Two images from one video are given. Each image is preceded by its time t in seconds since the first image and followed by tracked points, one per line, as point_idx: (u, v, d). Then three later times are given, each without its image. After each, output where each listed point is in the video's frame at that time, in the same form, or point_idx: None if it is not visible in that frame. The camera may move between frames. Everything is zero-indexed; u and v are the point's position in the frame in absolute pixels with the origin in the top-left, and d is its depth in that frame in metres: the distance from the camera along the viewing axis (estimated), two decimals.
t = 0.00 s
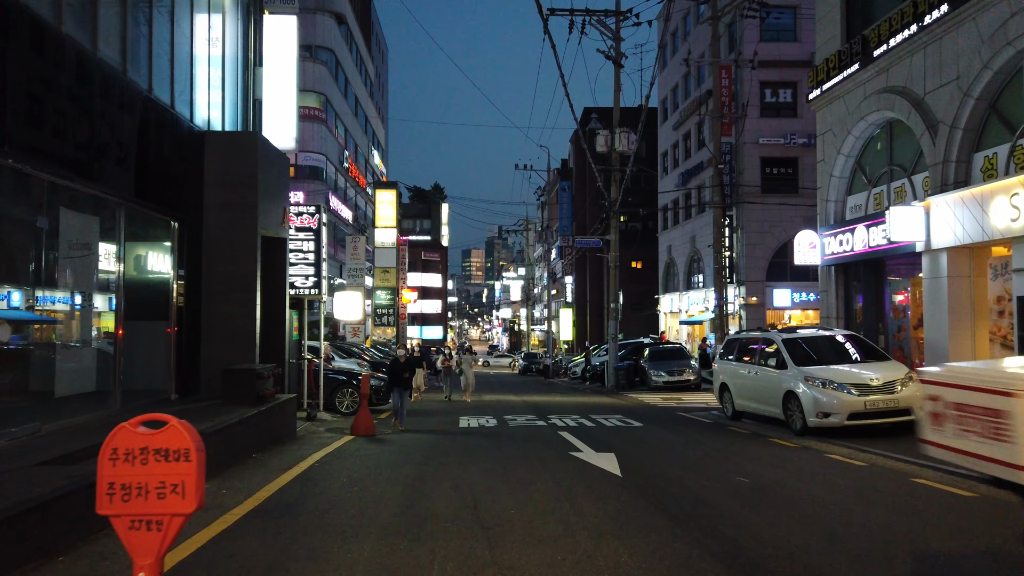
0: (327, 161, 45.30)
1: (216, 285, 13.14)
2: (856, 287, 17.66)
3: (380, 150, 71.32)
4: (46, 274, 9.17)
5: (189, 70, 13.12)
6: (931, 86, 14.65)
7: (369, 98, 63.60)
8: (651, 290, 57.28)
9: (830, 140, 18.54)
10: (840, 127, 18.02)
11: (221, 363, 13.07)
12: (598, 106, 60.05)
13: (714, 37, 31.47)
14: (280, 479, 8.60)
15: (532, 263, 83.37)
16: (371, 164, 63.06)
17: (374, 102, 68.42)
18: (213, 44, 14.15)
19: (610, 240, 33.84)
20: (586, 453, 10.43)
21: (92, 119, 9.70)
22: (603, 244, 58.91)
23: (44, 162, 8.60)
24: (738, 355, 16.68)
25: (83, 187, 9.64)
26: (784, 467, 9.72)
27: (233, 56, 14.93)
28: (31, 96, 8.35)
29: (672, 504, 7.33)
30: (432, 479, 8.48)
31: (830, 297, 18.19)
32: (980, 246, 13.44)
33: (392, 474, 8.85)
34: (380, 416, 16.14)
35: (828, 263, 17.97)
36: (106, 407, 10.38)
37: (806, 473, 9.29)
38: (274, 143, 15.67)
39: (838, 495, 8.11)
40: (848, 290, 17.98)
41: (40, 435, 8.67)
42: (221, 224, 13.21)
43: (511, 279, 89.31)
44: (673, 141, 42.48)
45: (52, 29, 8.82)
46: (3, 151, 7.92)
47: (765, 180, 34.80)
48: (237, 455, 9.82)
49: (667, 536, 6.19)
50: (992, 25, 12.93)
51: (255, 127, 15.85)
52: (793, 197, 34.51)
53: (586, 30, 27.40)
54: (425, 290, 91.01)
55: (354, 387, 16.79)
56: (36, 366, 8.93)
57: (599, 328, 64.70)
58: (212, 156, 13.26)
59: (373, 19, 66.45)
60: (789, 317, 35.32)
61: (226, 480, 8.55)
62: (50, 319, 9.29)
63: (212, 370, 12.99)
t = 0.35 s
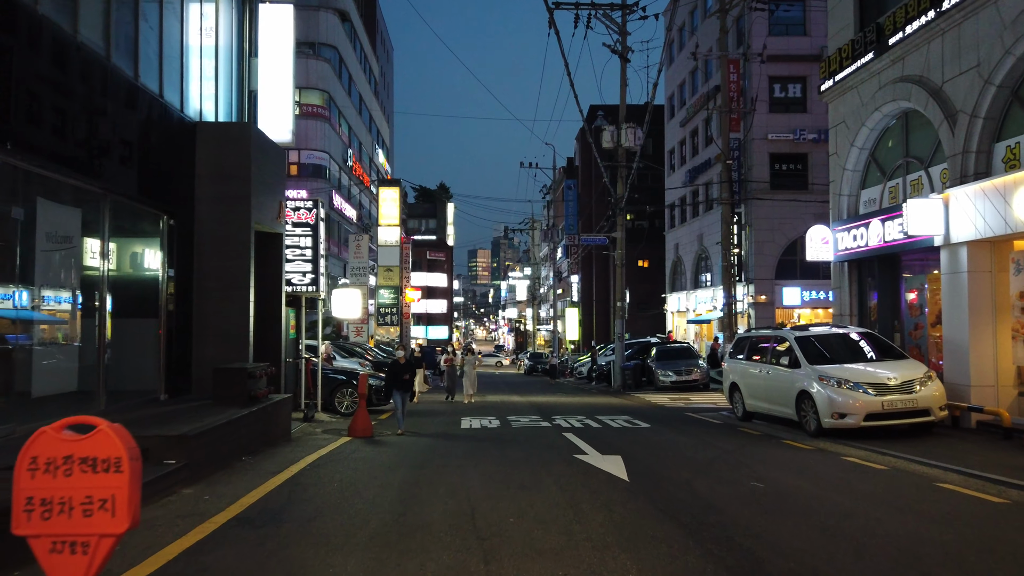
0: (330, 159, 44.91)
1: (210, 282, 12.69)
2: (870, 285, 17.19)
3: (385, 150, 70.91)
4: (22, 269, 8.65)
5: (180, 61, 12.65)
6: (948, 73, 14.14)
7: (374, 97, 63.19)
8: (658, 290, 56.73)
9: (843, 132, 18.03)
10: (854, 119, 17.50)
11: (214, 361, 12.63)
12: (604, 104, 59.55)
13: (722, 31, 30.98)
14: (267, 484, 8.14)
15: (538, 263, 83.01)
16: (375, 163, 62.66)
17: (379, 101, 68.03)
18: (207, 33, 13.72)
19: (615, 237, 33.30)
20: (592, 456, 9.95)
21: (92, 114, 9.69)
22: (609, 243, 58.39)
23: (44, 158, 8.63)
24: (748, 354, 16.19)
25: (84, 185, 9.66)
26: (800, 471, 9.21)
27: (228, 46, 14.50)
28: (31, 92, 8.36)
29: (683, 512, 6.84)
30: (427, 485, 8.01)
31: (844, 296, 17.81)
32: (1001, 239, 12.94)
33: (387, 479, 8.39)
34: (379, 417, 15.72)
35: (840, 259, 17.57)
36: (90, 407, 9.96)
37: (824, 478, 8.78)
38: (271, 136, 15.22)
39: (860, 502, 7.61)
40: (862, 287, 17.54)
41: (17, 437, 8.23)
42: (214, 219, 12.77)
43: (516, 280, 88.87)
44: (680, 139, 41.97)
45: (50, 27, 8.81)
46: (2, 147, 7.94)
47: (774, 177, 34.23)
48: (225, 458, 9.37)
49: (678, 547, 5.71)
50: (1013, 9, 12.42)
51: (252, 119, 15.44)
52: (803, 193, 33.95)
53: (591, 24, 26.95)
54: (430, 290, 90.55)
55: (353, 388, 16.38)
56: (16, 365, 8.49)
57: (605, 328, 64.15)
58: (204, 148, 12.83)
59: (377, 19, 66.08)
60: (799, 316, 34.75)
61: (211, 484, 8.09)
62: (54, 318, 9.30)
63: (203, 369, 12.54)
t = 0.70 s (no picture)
0: (335, 158, 44.51)
1: (206, 281, 12.27)
2: (887, 284, 16.69)
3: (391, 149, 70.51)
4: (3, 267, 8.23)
5: (175, 54, 12.19)
6: (970, 65, 13.62)
7: (379, 96, 62.78)
8: (666, 289, 56.17)
9: (859, 126, 17.47)
10: (870, 113, 16.96)
11: (209, 363, 12.21)
12: (610, 102, 58.99)
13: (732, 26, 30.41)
14: (259, 495, 7.69)
15: (544, 262, 82.51)
16: (381, 162, 62.29)
17: (384, 100, 67.62)
18: (204, 26, 13.27)
19: (623, 236, 32.77)
20: (602, 464, 9.48)
21: (92, 112, 9.59)
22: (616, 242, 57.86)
23: (44, 157, 8.58)
24: (761, 355, 15.67)
25: (83, 184, 9.58)
26: (823, 480, 8.68)
27: (225, 39, 14.05)
28: (29, 91, 8.25)
29: (703, 529, 6.33)
30: (427, 496, 7.55)
31: (859, 295, 17.31)
32: None
33: (385, 489, 7.90)
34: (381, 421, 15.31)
35: (856, 258, 17.07)
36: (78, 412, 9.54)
37: (850, 489, 8.24)
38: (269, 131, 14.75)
39: (891, 516, 7.08)
40: (879, 287, 17.02)
41: None
42: (209, 217, 12.34)
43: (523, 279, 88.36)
44: (688, 136, 41.43)
45: (48, 24, 8.67)
46: (3, 147, 7.90)
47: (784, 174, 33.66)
48: (217, 466, 8.93)
49: (700, 570, 5.22)
50: None
51: (250, 114, 15.00)
52: (814, 191, 33.38)
53: (599, 19, 26.42)
54: (436, 290, 90.10)
55: (356, 390, 16.02)
56: None
57: (613, 328, 63.60)
58: (199, 144, 12.39)
59: (383, 18, 65.69)
60: (809, 316, 34.17)
61: (200, 496, 7.63)
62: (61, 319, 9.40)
63: (198, 371, 12.11)
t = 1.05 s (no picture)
0: (339, 156, 44.16)
1: (199, 279, 11.86)
2: (904, 283, 16.16)
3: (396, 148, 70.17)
4: None
5: (167, 46, 11.74)
6: (992, 56, 13.10)
7: (385, 94, 62.44)
8: (674, 288, 55.64)
9: (875, 120, 16.97)
10: (887, 107, 16.43)
11: (202, 364, 11.79)
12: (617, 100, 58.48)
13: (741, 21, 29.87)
14: (245, 505, 7.25)
15: (551, 262, 82.00)
16: (386, 161, 61.94)
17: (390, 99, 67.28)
18: (197, 16, 12.83)
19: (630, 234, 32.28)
20: (609, 471, 9.02)
21: (94, 109, 9.47)
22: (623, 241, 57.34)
23: (44, 157, 8.47)
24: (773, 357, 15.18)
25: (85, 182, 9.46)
26: (844, 491, 8.17)
27: (220, 31, 13.62)
28: (31, 89, 8.16)
29: (718, 546, 5.85)
30: (423, 507, 7.10)
31: (875, 294, 16.77)
32: None
33: (379, 500, 7.45)
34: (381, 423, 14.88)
35: (871, 256, 16.54)
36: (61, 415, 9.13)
37: (873, 500, 7.75)
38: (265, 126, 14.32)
39: (920, 530, 6.59)
40: (896, 286, 16.48)
41: None
42: (202, 213, 11.93)
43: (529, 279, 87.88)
44: (696, 134, 40.90)
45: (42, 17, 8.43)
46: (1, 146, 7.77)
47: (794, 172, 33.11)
48: (205, 472, 8.51)
49: None
50: None
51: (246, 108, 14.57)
52: (824, 189, 32.82)
53: (606, 14, 25.98)
54: (442, 289, 89.67)
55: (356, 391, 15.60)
56: None
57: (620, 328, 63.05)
58: (191, 137, 11.97)
59: (388, 16, 65.36)
60: (819, 316, 33.63)
61: (182, 506, 7.20)
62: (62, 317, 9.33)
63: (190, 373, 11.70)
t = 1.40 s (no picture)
0: (338, 153, 43.66)
1: (182, 274, 11.40)
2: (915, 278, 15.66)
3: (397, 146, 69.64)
4: None
5: (149, 32, 11.25)
6: (1006, 41, 12.61)
7: (385, 92, 61.94)
8: (676, 287, 55.09)
9: (884, 111, 16.48)
10: (897, 96, 15.93)
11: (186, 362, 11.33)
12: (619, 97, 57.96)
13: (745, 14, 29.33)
14: (219, 512, 6.77)
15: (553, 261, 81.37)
16: (386, 160, 61.40)
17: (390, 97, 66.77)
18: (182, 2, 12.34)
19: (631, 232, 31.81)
20: (609, 474, 8.54)
21: (90, 104, 9.47)
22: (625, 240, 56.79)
23: (42, 153, 8.51)
24: (779, 354, 14.69)
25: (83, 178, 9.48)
26: (860, 496, 7.68)
27: (207, 17, 13.13)
28: (24, 84, 8.15)
29: (727, 558, 5.37)
30: (409, 514, 6.61)
31: (885, 291, 16.26)
32: None
33: (363, 505, 6.98)
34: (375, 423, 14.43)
35: (881, 250, 16.05)
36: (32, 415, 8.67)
37: (891, 506, 7.24)
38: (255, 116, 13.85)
39: (943, 537, 6.10)
40: (907, 281, 15.97)
41: None
42: (186, 205, 11.47)
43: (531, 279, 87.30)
44: (699, 130, 40.37)
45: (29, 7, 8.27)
46: None
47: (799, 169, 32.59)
48: (181, 475, 8.04)
49: None
50: None
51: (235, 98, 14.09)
52: (830, 185, 32.30)
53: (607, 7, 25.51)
54: (444, 289, 89.11)
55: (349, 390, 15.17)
56: None
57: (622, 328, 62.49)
58: (174, 126, 11.50)
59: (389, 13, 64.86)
60: (824, 315, 33.09)
61: (152, 513, 6.73)
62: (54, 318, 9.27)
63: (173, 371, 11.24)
